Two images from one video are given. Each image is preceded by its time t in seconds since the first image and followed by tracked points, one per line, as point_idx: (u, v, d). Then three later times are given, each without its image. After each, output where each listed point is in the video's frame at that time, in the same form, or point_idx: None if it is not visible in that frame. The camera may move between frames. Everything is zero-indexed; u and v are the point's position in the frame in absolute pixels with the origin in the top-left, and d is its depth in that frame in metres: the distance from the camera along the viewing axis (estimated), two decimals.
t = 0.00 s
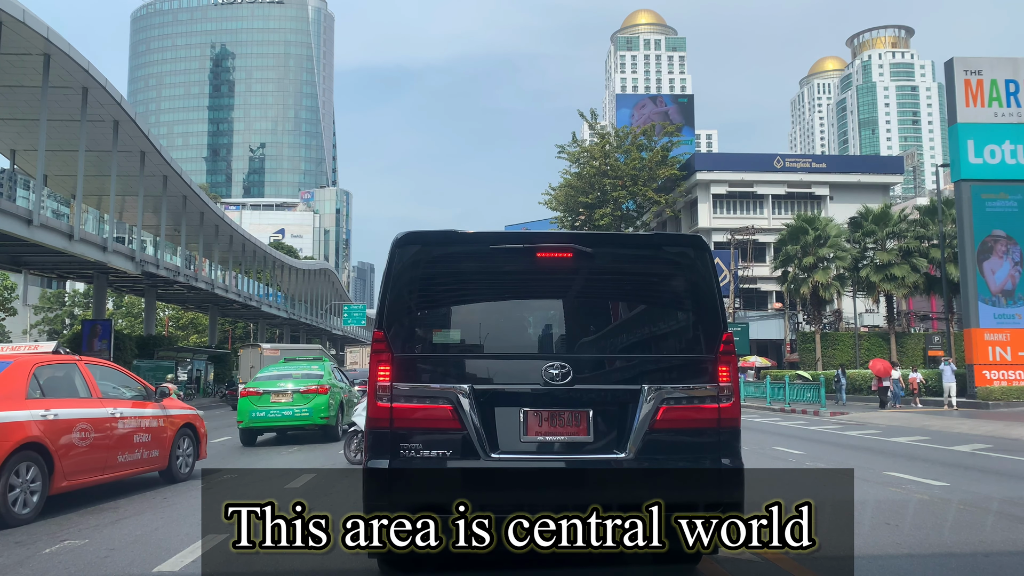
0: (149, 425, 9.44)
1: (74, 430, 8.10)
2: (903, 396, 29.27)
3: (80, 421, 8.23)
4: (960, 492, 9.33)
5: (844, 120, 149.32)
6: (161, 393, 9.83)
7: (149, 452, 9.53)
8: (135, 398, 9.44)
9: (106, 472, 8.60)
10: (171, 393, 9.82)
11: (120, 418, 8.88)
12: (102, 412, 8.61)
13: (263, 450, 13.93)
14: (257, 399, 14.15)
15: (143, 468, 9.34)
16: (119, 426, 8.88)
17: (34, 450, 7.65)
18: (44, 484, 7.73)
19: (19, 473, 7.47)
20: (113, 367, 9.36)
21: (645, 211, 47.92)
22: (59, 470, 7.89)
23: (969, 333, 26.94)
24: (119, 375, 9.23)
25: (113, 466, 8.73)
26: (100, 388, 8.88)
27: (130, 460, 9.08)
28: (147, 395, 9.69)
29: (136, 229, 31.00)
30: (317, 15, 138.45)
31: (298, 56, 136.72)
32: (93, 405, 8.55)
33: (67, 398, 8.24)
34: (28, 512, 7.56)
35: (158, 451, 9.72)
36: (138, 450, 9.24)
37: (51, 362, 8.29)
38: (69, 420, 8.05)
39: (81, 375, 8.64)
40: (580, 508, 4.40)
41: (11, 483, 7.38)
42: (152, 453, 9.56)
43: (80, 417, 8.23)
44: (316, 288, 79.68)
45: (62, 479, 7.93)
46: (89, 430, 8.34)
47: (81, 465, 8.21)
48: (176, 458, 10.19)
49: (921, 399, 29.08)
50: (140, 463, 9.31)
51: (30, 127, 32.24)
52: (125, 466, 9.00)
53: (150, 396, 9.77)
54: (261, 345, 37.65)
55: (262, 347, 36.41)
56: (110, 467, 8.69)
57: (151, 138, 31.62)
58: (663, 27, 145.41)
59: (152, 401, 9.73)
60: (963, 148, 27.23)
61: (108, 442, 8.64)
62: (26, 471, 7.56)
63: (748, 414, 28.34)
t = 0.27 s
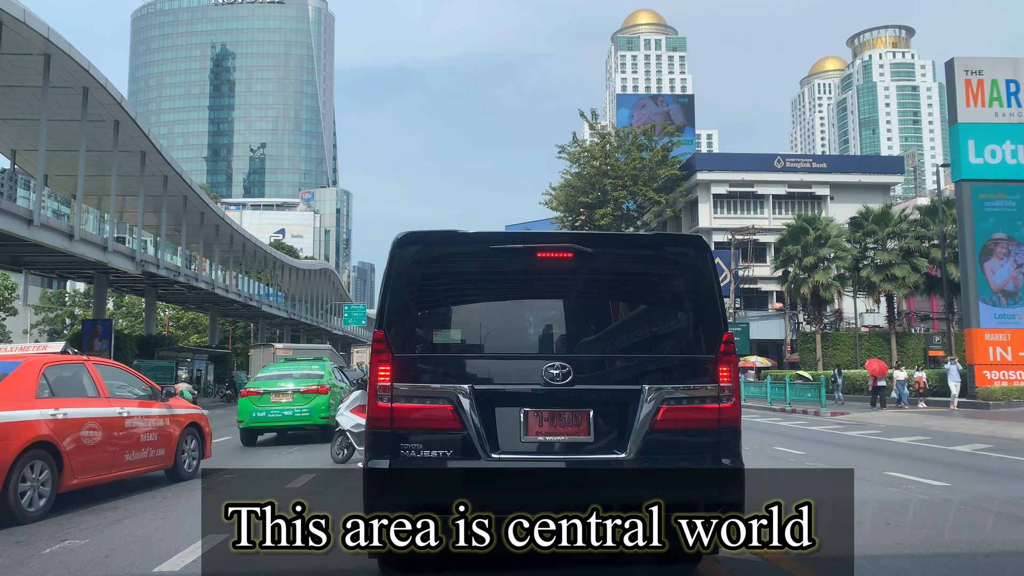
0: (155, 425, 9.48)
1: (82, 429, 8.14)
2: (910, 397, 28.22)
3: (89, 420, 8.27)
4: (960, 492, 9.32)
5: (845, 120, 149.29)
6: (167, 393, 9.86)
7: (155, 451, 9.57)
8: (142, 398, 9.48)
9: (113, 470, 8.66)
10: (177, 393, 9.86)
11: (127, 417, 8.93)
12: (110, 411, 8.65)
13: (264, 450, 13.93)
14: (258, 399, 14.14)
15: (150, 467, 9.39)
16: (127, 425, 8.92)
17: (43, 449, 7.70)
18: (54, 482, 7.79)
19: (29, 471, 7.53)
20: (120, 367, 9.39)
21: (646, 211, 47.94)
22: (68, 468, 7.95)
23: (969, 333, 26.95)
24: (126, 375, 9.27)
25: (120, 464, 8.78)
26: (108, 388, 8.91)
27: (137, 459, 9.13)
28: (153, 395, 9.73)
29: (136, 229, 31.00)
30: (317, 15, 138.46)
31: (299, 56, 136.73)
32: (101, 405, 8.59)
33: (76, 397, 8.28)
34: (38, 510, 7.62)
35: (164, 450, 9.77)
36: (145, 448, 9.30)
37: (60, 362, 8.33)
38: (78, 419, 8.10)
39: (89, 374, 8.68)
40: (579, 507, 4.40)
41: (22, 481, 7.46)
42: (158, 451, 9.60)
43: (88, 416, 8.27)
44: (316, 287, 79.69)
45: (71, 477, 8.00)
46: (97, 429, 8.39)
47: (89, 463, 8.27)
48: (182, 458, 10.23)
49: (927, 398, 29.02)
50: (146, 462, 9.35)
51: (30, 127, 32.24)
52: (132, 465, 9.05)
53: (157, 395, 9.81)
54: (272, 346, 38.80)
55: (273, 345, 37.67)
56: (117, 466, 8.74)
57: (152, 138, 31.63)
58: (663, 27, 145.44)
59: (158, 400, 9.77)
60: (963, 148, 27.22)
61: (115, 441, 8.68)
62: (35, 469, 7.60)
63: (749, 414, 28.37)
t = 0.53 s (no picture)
0: (161, 424, 9.50)
1: (90, 428, 8.16)
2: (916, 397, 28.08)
3: (97, 420, 8.29)
4: (961, 493, 9.31)
5: (845, 120, 149.29)
6: (173, 393, 9.89)
7: (161, 450, 9.58)
8: (147, 398, 9.49)
9: (120, 469, 8.67)
10: (183, 393, 9.88)
11: (133, 416, 8.95)
12: (116, 411, 8.66)
13: (264, 450, 13.93)
14: (258, 399, 14.12)
15: (155, 466, 9.41)
16: (133, 424, 8.94)
17: (52, 448, 7.71)
18: (63, 480, 7.81)
19: (39, 470, 7.55)
20: (126, 367, 9.40)
21: (646, 211, 47.97)
22: (77, 467, 7.96)
23: (970, 333, 26.97)
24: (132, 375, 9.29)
25: (126, 463, 8.80)
26: (115, 387, 8.92)
27: (144, 457, 9.14)
28: (158, 395, 9.74)
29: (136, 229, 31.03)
30: (318, 15, 138.49)
31: (299, 56, 136.75)
32: (108, 404, 8.61)
33: (84, 397, 8.29)
34: (48, 508, 7.65)
35: (170, 449, 9.78)
36: (151, 447, 9.31)
37: (67, 362, 8.34)
38: (86, 419, 8.11)
39: (96, 374, 8.70)
40: (579, 507, 4.40)
41: (32, 480, 7.48)
42: (164, 450, 9.62)
43: (96, 415, 8.29)
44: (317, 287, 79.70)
45: (80, 476, 8.02)
46: (104, 428, 8.40)
47: (97, 462, 8.28)
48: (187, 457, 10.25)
49: (935, 399, 28.91)
50: (153, 460, 9.36)
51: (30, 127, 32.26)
52: (139, 463, 9.06)
53: (162, 395, 9.82)
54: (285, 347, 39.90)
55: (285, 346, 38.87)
56: (123, 465, 8.76)
57: (152, 138, 31.63)
58: (664, 27, 145.47)
59: (164, 400, 9.78)
60: (964, 148, 27.23)
61: (122, 441, 8.70)
62: (45, 467, 7.62)
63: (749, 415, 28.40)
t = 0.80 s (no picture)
0: (166, 423, 9.51)
1: (97, 427, 8.16)
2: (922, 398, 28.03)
3: (103, 419, 8.29)
4: (960, 492, 9.31)
5: (846, 120, 149.27)
6: (178, 392, 9.88)
7: (166, 449, 9.59)
8: (153, 397, 9.50)
9: (126, 468, 8.68)
10: (188, 392, 9.88)
11: (139, 416, 8.96)
12: (123, 410, 8.67)
13: (265, 450, 13.93)
14: (258, 399, 14.11)
15: (160, 465, 9.42)
16: (138, 423, 8.94)
17: (60, 447, 7.72)
18: (70, 479, 7.82)
19: (46, 469, 7.56)
20: (132, 366, 9.41)
21: (646, 211, 47.99)
22: (84, 466, 7.97)
23: (970, 332, 27.00)
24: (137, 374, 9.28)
25: (132, 462, 8.80)
26: (121, 387, 8.93)
27: (149, 456, 9.14)
28: (164, 394, 9.75)
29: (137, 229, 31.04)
30: (318, 15, 138.51)
31: (300, 56, 136.77)
32: (114, 404, 8.61)
33: (91, 396, 8.30)
34: (56, 507, 7.66)
35: (175, 448, 9.79)
36: (157, 446, 9.31)
37: (74, 362, 8.34)
38: (93, 418, 8.12)
39: (102, 374, 8.70)
40: (579, 506, 4.40)
41: (39, 478, 7.49)
42: (169, 449, 9.63)
43: (103, 414, 8.29)
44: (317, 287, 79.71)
45: (87, 474, 8.03)
46: (111, 428, 8.41)
47: (103, 461, 8.29)
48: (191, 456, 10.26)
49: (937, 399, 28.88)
50: (158, 459, 9.37)
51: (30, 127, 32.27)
52: (144, 462, 9.07)
53: (167, 395, 9.83)
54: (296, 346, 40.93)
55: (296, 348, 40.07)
56: (129, 464, 8.76)
57: (153, 138, 31.64)
58: (664, 28, 145.47)
59: (169, 399, 9.79)
60: (964, 148, 27.23)
61: (128, 440, 8.70)
62: (52, 466, 7.63)
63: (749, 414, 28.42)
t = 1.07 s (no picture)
0: (171, 423, 9.51)
1: (103, 427, 8.16)
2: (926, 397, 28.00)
3: (110, 418, 8.29)
4: (961, 493, 9.31)
5: (847, 120, 149.24)
6: (182, 393, 9.89)
7: (171, 448, 9.59)
8: (157, 397, 9.50)
9: (131, 468, 8.68)
10: (192, 393, 9.88)
11: (144, 415, 8.96)
12: (128, 410, 8.67)
13: (265, 450, 13.92)
14: (258, 399, 14.10)
15: (165, 465, 9.42)
16: (144, 423, 8.94)
17: (67, 446, 7.72)
18: (76, 478, 7.82)
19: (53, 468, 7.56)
20: (136, 366, 9.41)
21: (647, 211, 48.01)
22: (90, 465, 7.97)
23: (970, 333, 26.99)
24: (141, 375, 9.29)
25: (137, 462, 8.80)
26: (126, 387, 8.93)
27: (154, 456, 9.14)
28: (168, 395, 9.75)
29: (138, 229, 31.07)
30: (318, 16, 138.56)
31: (300, 56, 136.80)
32: (120, 403, 8.60)
33: (97, 396, 8.30)
34: (62, 506, 7.66)
35: (179, 448, 9.79)
36: (161, 446, 9.31)
37: (80, 362, 8.35)
38: (99, 417, 8.12)
39: (108, 373, 8.71)
40: (579, 506, 4.39)
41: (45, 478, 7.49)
42: (173, 449, 9.62)
43: (109, 414, 8.29)
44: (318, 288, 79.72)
45: (93, 473, 8.03)
46: (117, 427, 8.40)
47: (109, 460, 8.29)
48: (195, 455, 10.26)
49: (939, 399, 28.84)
50: (163, 459, 9.37)
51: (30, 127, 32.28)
52: (149, 462, 9.07)
53: (171, 395, 9.83)
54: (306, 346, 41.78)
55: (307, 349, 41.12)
56: (134, 463, 8.76)
57: (153, 138, 31.64)
58: (665, 28, 145.43)
59: (173, 399, 9.79)
60: (965, 148, 27.25)
61: (133, 439, 8.70)
62: (57, 465, 7.63)
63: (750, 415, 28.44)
